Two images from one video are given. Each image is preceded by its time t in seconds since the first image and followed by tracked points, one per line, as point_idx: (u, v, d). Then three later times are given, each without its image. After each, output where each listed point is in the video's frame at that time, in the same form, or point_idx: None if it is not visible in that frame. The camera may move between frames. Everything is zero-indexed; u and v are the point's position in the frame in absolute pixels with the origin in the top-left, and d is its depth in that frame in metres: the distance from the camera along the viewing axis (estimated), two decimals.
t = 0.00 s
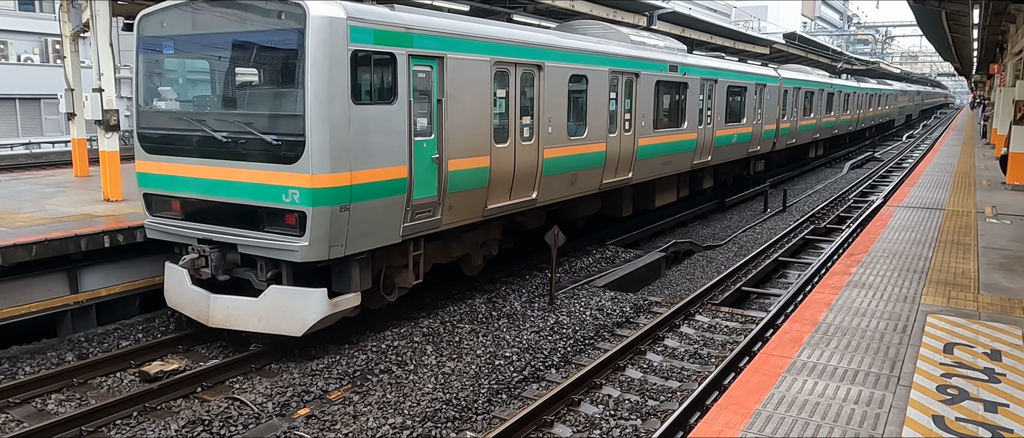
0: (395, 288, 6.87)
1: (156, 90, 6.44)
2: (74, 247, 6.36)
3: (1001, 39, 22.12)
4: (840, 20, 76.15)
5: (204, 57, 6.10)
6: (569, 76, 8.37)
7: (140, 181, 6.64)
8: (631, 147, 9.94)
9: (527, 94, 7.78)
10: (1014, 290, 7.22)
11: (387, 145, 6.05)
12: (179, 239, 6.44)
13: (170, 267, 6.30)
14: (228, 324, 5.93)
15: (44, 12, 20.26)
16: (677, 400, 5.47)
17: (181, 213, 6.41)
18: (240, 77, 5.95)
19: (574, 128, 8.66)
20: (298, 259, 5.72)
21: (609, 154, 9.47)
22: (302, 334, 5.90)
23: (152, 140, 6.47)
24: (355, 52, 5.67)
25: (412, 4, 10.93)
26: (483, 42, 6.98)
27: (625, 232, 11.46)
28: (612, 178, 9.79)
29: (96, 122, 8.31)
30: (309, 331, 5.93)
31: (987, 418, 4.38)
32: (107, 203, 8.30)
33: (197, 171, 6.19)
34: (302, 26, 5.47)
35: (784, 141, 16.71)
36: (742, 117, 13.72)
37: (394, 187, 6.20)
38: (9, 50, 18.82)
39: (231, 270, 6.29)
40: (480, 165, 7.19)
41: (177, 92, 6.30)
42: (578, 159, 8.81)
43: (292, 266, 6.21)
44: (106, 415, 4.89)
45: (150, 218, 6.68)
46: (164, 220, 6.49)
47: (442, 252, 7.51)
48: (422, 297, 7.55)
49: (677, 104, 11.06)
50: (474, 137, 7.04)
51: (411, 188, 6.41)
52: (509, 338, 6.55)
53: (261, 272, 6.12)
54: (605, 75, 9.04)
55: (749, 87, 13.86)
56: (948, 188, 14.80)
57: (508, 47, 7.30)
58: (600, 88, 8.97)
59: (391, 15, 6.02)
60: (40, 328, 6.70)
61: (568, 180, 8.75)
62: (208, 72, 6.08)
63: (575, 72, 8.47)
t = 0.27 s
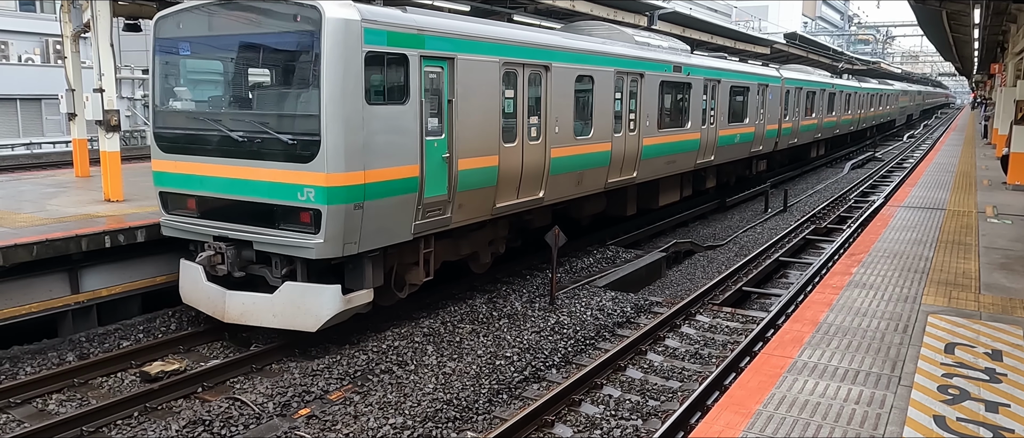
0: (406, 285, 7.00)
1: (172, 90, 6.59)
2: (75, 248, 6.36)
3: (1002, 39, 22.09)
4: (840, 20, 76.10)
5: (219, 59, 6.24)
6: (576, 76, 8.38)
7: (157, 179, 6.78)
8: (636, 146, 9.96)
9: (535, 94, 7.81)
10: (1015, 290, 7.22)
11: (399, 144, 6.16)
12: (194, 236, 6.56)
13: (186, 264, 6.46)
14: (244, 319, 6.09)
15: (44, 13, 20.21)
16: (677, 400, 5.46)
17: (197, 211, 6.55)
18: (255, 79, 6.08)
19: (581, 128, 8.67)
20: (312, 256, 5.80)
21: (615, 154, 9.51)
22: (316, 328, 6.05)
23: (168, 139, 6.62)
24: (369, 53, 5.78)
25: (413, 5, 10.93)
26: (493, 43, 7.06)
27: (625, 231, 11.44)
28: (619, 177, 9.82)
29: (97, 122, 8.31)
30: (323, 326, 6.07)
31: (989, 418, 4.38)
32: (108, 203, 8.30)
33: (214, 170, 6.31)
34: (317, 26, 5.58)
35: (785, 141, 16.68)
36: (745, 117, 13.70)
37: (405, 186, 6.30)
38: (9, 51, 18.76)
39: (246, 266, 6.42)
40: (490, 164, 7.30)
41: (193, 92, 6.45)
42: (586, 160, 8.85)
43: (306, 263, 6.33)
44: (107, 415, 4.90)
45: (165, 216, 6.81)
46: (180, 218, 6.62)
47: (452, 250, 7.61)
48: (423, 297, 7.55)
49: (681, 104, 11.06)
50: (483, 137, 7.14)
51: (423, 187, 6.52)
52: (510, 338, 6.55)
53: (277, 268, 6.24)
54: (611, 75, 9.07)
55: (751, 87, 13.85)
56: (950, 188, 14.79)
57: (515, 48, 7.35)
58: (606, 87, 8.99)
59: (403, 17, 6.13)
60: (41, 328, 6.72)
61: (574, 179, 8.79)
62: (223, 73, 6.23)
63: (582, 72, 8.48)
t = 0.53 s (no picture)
0: (414, 282, 7.05)
1: (183, 90, 6.62)
2: (76, 248, 6.37)
3: (1003, 39, 22.07)
4: (840, 20, 76.07)
5: (230, 60, 6.28)
6: (581, 77, 8.39)
7: (169, 179, 6.81)
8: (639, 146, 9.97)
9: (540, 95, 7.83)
10: (1015, 290, 7.22)
11: (407, 144, 6.18)
12: (204, 235, 6.59)
13: (197, 262, 6.55)
14: (254, 317, 6.16)
15: (44, 12, 20.19)
16: (677, 400, 5.46)
17: (207, 209, 6.57)
18: (263, 80, 6.12)
19: (586, 128, 8.68)
20: (322, 254, 5.84)
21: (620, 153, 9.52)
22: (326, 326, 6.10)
23: (179, 139, 6.65)
24: (378, 54, 5.80)
25: (415, 5, 10.93)
26: (499, 44, 7.07)
27: (625, 231, 11.43)
28: (623, 177, 9.83)
29: (97, 122, 8.30)
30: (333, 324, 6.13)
31: (989, 418, 4.37)
32: (108, 203, 8.29)
33: (225, 169, 6.34)
34: (328, 27, 5.61)
35: (787, 140, 16.67)
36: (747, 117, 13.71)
37: (413, 185, 6.32)
38: (10, 51, 18.74)
39: (257, 264, 6.46)
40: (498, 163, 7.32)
41: (204, 93, 6.48)
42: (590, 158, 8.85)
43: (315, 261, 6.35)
44: (107, 415, 4.89)
45: (175, 214, 6.83)
46: (191, 217, 6.66)
47: (459, 248, 7.67)
48: (423, 298, 7.56)
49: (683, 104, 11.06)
50: (490, 137, 7.15)
51: (431, 186, 6.54)
52: (510, 338, 6.55)
53: (287, 266, 6.27)
54: (615, 76, 9.06)
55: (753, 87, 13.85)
56: (950, 188, 14.78)
57: (522, 49, 7.37)
58: (610, 88, 9.00)
59: (412, 18, 6.15)
60: (42, 328, 6.73)
61: (579, 179, 8.79)
62: (234, 74, 6.26)
63: (587, 73, 8.49)
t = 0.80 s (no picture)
0: (422, 279, 7.08)
1: (194, 90, 6.62)
2: (76, 247, 6.37)
3: (1003, 38, 22.04)
4: (840, 19, 75.99)
5: (241, 59, 6.29)
6: (585, 76, 8.40)
7: (179, 177, 6.81)
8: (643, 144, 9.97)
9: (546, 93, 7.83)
10: (1016, 289, 7.21)
11: (416, 142, 6.19)
12: (216, 232, 6.61)
13: (207, 258, 6.59)
14: (264, 313, 6.20)
15: (45, 12, 20.18)
16: (678, 399, 5.46)
17: (218, 207, 6.57)
18: (271, 79, 6.12)
19: (590, 126, 8.68)
20: (332, 251, 5.86)
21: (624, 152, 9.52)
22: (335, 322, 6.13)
23: (191, 138, 6.65)
24: (387, 53, 5.81)
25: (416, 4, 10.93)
26: (506, 43, 7.07)
27: (626, 230, 11.42)
28: (627, 175, 9.83)
29: (98, 122, 8.30)
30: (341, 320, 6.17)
31: (990, 417, 4.37)
32: (109, 202, 8.29)
33: (235, 167, 6.35)
34: (337, 27, 5.62)
35: (788, 139, 16.65)
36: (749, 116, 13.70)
37: (421, 183, 6.32)
38: (11, 51, 18.72)
39: (267, 261, 6.50)
40: (505, 161, 7.33)
41: (214, 92, 6.49)
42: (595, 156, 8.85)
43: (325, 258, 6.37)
44: (107, 414, 4.89)
45: (187, 212, 6.84)
46: (201, 215, 6.67)
47: (465, 245, 7.73)
48: (424, 297, 7.56)
49: (686, 103, 11.06)
50: (496, 135, 7.16)
51: (438, 184, 6.54)
52: (511, 337, 6.55)
53: (297, 263, 6.30)
54: (619, 75, 9.05)
55: (755, 86, 13.83)
56: (951, 187, 14.77)
57: (528, 48, 7.37)
58: (614, 87, 9.00)
59: (420, 18, 6.16)
60: (43, 327, 6.74)
61: (583, 177, 8.80)
62: (244, 73, 6.27)
63: (592, 72, 8.50)
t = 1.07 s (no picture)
0: (427, 277, 7.13)
1: (201, 89, 6.62)
2: (77, 246, 6.38)
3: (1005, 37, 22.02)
4: (841, 18, 75.90)
5: (247, 59, 6.29)
6: (589, 76, 8.40)
7: (186, 176, 6.81)
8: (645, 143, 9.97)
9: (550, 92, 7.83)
10: (1017, 288, 7.21)
11: (422, 141, 6.20)
12: (224, 230, 6.62)
13: (215, 256, 6.61)
14: (272, 310, 6.22)
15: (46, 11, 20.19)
16: (679, 398, 5.46)
17: (225, 206, 6.57)
18: (277, 79, 6.12)
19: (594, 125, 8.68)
20: (340, 249, 5.88)
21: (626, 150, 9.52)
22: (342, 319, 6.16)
23: (198, 138, 6.63)
24: (393, 53, 5.81)
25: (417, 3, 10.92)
26: (511, 43, 7.07)
27: (626, 229, 11.42)
28: (630, 173, 9.83)
29: (99, 121, 8.30)
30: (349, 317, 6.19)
31: (991, 416, 4.37)
32: (110, 201, 8.29)
33: (241, 166, 6.35)
34: (345, 27, 5.63)
35: (789, 138, 16.63)
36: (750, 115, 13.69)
37: (426, 181, 6.33)
38: (13, 50, 18.64)
39: (275, 259, 6.49)
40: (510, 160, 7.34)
41: (221, 92, 6.49)
42: (598, 155, 8.86)
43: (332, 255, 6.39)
44: (109, 413, 4.90)
45: (194, 211, 6.85)
46: (208, 213, 6.68)
47: (470, 243, 7.76)
48: (424, 296, 7.56)
49: (688, 102, 11.05)
50: (501, 134, 7.16)
51: (443, 182, 6.54)
52: (512, 336, 6.55)
53: (304, 260, 6.31)
54: (621, 74, 9.05)
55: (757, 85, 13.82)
56: (952, 186, 14.76)
57: (533, 47, 7.37)
58: (617, 86, 9.00)
59: (425, 17, 6.16)
60: (44, 327, 6.74)
61: (587, 176, 8.79)
62: (250, 73, 6.27)
63: (595, 71, 8.50)
